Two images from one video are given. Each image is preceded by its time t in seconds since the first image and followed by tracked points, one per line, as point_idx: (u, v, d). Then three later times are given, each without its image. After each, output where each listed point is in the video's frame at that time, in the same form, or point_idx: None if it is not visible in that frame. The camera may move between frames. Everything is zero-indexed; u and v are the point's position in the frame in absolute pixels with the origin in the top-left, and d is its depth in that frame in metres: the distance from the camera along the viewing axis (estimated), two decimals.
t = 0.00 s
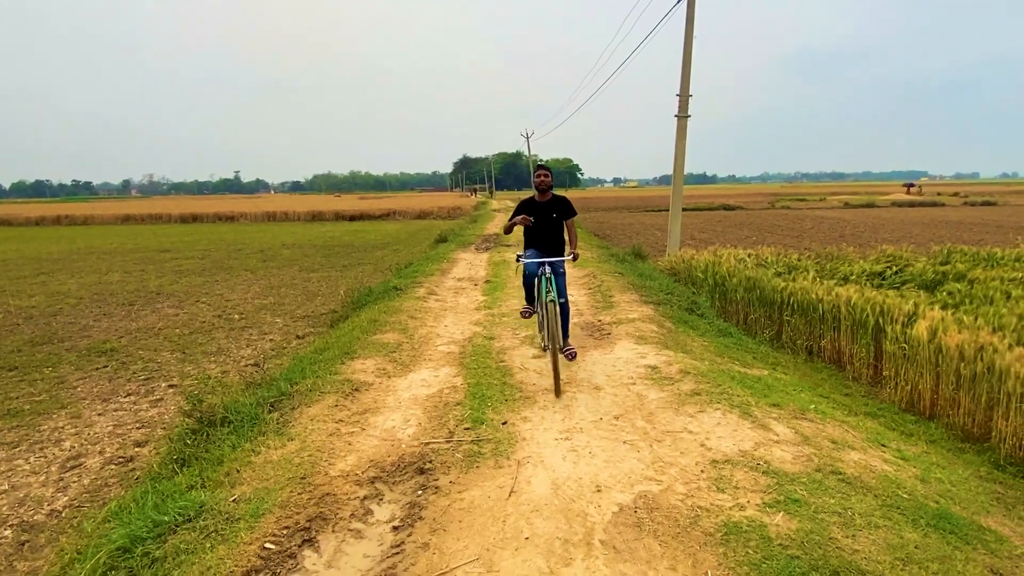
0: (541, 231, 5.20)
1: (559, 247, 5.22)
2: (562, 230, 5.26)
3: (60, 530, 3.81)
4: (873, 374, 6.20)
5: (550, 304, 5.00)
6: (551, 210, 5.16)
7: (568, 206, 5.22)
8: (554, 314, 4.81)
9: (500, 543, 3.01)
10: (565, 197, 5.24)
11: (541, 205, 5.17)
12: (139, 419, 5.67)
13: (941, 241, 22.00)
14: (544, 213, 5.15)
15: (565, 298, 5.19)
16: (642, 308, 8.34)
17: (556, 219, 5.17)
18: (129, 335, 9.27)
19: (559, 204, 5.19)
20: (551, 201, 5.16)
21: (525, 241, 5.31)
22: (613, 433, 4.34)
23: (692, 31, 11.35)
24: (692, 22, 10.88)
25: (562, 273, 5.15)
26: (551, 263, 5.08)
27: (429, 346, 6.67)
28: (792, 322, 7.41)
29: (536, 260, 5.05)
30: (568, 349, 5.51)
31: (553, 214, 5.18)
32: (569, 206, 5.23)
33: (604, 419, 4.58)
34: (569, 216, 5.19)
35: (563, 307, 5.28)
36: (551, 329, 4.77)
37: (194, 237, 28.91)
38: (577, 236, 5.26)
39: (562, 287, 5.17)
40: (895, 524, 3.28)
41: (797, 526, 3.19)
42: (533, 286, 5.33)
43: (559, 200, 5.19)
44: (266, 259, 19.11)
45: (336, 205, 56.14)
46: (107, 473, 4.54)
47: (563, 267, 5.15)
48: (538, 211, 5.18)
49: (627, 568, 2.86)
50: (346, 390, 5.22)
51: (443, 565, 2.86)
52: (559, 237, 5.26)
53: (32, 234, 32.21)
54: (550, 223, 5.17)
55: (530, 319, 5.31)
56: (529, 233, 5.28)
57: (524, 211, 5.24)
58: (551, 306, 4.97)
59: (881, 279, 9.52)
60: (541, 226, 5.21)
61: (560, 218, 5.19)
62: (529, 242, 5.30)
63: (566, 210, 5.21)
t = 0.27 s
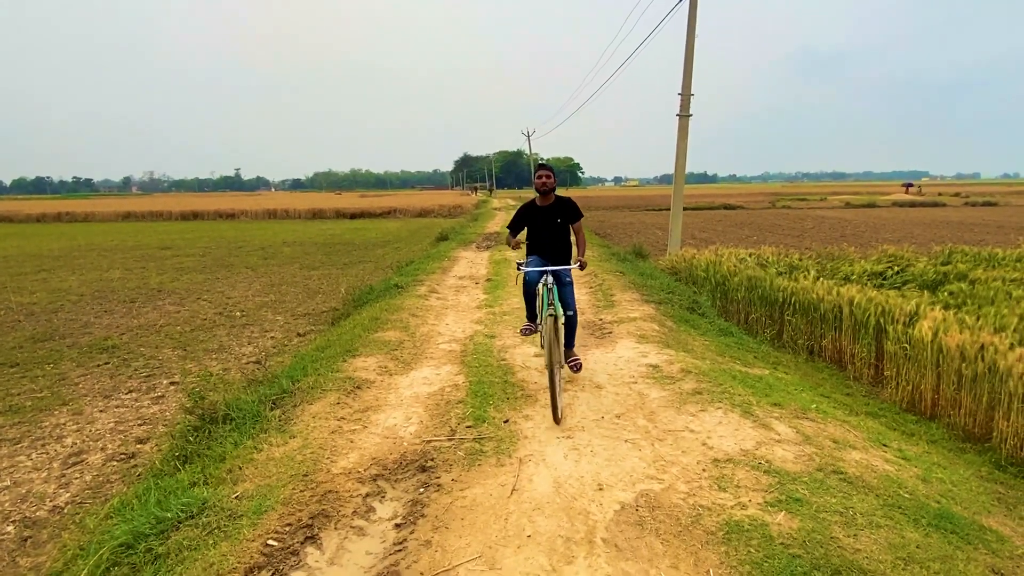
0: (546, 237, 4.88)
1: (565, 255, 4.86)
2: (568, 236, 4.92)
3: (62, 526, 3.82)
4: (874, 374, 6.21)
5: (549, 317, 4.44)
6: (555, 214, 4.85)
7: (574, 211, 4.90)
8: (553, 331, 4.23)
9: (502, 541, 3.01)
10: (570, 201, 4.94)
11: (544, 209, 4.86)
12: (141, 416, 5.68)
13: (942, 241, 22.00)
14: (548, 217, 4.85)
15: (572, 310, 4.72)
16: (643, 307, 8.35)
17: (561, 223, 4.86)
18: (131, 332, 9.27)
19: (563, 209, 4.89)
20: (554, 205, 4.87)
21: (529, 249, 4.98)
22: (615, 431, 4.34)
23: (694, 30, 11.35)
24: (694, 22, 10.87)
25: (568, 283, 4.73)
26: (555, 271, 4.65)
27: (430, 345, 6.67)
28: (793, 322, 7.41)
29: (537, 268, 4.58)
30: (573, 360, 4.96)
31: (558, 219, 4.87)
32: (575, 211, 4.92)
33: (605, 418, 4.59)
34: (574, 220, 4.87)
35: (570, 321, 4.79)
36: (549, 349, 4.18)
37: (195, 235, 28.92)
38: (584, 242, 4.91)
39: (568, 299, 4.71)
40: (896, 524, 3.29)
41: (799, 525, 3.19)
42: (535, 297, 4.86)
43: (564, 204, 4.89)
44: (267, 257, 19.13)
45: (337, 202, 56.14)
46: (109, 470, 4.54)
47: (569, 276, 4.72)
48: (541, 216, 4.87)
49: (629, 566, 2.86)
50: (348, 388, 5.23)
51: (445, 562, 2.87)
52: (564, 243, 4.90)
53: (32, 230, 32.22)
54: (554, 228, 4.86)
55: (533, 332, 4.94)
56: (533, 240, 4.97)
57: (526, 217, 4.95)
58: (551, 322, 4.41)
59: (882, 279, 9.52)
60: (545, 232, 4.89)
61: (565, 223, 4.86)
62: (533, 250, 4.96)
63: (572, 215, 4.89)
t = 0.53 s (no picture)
0: (547, 244, 4.20)
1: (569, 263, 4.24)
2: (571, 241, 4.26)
3: (66, 522, 3.83)
4: (876, 374, 6.21)
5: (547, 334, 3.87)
6: (556, 216, 4.15)
7: (578, 211, 4.19)
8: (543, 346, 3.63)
9: (505, 538, 3.02)
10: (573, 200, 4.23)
11: (543, 211, 4.17)
12: (143, 413, 5.69)
13: (943, 241, 21.99)
14: (549, 220, 4.16)
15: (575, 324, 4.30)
16: (644, 306, 8.35)
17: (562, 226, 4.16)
18: (132, 329, 9.29)
19: (566, 209, 4.18)
20: (555, 206, 4.17)
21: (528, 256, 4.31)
22: (617, 430, 4.35)
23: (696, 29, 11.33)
24: (696, 20, 10.85)
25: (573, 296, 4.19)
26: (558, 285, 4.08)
27: (432, 343, 6.68)
28: (794, 322, 7.41)
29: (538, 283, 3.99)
30: (577, 373, 4.56)
31: (559, 221, 4.16)
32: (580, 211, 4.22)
33: (608, 416, 4.59)
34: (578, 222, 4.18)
35: (575, 335, 4.38)
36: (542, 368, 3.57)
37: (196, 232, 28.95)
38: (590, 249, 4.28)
39: (573, 312, 4.26)
40: (899, 523, 3.29)
41: (801, 524, 3.20)
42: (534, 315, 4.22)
43: (566, 205, 4.19)
44: (268, 254, 19.15)
45: (338, 200, 56.15)
46: (112, 466, 4.55)
47: (573, 287, 4.16)
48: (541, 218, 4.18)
49: (632, 564, 2.86)
50: (350, 385, 5.23)
51: (449, 560, 2.88)
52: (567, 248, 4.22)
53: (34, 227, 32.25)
54: (555, 233, 4.17)
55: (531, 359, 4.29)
56: (531, 247, 4.30)
57: (522, 220, 4.26)
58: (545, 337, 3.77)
59: (883, 279, 9.51)
60: (545, 238, 4.21)
61: (568, 226, 4.19)
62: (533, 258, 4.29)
63: (576, 217, 4.20)
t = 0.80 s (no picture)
0: (544, 250, 3.74)
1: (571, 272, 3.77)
2: (573, 246, 3.77)
3: (68, 518, 3.83)
4: (877, 373, 6.21)
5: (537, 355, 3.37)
6: (554, 218, 3.68)
7: (578, 212, 3.70)
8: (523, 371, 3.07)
9: (507, 536, 3.02)
10: (574, 199, 3.72)
11: (540, 213, 3.69)
12: (145, 410, 5.70)
13: (945, 241, 21.96)
14: (547, 224, 3.69)
15: (576, 340, 3.81)
16: (646, 305, 8.35)
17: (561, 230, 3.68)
18: (134, 326, 9.30)
19: (565, 211, 3.68)
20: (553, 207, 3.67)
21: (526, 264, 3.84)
22: (619, 428, 4.35)
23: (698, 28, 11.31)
24: (698, 19, 10.83)
25: (575, 309, 3.72)
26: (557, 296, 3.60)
27: (434, 341, 6.68)
28: (796, 321, 7.41)
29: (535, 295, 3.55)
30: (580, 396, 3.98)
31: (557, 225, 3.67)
32: (581, 212, 3.71)
33: (609, 414, 4.59)
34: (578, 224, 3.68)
35: (575, 353, 3.87)
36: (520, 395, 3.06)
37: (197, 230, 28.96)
38: (595, 255, 3.78)
39: (574, 328, 3.76)
40: (900, 522, 3.29)
41: (803, 522, 3.20)
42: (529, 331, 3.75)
43: (565, 206, 3.69)
44: (270, 252, 19.16)
45: (339, 198, 56.15)
46: (114, 463, 4.56)
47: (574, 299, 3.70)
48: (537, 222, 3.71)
49: (633, 562, 2.87)
50: (352, 382, 5.24)
51: (451, 557, 2.88)
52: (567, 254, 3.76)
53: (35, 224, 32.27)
54: (554, 238, 3.70)
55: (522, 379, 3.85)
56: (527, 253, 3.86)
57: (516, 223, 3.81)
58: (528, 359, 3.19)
59: (885, 278, 9.50)
60: (542, 243, 3.75)
61: (569, 230, 3.70)
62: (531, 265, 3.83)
63: (576, 219, 3.70)
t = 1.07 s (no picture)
0: (540, 256, 3.47)
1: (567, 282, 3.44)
2: (572, 254, 3.45)
3: (69, 516, 3.84)
4: (878, 372, 6.21)
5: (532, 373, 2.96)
6: (552, 223, 3.38)
7: (581, 218, 3.38)
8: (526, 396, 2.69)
9: (507, 533, 3.02)
10: (575, 202, 3.42)
11: (536, 216, 3.41)
12: (146, 407, 5.70)
13: (946, 240, 21.93)
14: (543, 228, 3.40)
15: (570, 359, 3.39)
16: (646, 303, 8.35)
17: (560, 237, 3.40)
18: (135, 324, 9.31)
19: (564, 214, 3.38)
20: (551, 209, 3.38)
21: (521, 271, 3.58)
22: (619, 426, 4.35)
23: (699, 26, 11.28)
24: (699, 17, 10.81)
25: (570, 325, 3.33)
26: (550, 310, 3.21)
27: (435, 339, 6.68)
28: (797, 319, 7.40)
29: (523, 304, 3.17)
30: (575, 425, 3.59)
31: (556, 231, 3.40)
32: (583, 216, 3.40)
33: (610, 413, 4.59)
34: (579, 231, 3.37)
35: (569, 374, 3.48)
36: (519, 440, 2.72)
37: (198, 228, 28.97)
38: (595, 264, 3.43)
39: (569, 346, 3.37)
40: (901, 520, 3.29)
41: (803, 520, 3.20)
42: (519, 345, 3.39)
43: (564, 209, 3.39)
44: (270, 250, 19.16)
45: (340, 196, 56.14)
46: (115, 460, 4.56)
47: (571, 314, 3.32)
48: (532, 225, 3.43)
49: (634, 559, 2.87)
50: (353, 380, 5.25)
51: (451, 555, 2.88)
52: (566, 264, 3.46)
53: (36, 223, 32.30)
54: (550, 244, 3.40)
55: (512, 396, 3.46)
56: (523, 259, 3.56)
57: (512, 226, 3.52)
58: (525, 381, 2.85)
59: (886, 277, 9.49)
60: (539, 250, 3.46)
61: (567, 235, 3.40)
62: (527, 272, 3.57)
63: (576, 224, 3.39)
